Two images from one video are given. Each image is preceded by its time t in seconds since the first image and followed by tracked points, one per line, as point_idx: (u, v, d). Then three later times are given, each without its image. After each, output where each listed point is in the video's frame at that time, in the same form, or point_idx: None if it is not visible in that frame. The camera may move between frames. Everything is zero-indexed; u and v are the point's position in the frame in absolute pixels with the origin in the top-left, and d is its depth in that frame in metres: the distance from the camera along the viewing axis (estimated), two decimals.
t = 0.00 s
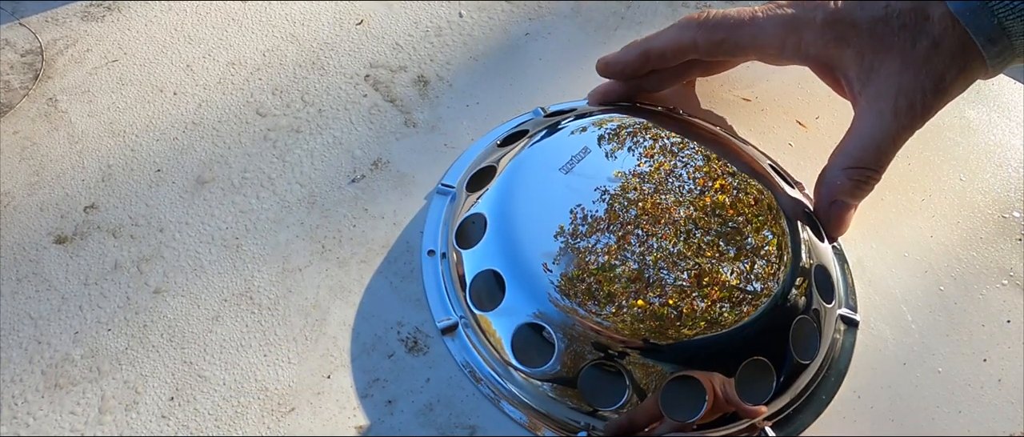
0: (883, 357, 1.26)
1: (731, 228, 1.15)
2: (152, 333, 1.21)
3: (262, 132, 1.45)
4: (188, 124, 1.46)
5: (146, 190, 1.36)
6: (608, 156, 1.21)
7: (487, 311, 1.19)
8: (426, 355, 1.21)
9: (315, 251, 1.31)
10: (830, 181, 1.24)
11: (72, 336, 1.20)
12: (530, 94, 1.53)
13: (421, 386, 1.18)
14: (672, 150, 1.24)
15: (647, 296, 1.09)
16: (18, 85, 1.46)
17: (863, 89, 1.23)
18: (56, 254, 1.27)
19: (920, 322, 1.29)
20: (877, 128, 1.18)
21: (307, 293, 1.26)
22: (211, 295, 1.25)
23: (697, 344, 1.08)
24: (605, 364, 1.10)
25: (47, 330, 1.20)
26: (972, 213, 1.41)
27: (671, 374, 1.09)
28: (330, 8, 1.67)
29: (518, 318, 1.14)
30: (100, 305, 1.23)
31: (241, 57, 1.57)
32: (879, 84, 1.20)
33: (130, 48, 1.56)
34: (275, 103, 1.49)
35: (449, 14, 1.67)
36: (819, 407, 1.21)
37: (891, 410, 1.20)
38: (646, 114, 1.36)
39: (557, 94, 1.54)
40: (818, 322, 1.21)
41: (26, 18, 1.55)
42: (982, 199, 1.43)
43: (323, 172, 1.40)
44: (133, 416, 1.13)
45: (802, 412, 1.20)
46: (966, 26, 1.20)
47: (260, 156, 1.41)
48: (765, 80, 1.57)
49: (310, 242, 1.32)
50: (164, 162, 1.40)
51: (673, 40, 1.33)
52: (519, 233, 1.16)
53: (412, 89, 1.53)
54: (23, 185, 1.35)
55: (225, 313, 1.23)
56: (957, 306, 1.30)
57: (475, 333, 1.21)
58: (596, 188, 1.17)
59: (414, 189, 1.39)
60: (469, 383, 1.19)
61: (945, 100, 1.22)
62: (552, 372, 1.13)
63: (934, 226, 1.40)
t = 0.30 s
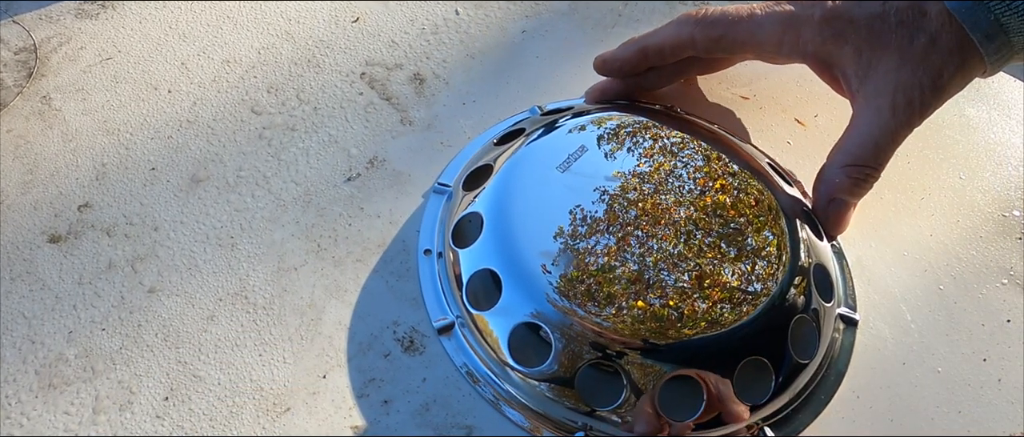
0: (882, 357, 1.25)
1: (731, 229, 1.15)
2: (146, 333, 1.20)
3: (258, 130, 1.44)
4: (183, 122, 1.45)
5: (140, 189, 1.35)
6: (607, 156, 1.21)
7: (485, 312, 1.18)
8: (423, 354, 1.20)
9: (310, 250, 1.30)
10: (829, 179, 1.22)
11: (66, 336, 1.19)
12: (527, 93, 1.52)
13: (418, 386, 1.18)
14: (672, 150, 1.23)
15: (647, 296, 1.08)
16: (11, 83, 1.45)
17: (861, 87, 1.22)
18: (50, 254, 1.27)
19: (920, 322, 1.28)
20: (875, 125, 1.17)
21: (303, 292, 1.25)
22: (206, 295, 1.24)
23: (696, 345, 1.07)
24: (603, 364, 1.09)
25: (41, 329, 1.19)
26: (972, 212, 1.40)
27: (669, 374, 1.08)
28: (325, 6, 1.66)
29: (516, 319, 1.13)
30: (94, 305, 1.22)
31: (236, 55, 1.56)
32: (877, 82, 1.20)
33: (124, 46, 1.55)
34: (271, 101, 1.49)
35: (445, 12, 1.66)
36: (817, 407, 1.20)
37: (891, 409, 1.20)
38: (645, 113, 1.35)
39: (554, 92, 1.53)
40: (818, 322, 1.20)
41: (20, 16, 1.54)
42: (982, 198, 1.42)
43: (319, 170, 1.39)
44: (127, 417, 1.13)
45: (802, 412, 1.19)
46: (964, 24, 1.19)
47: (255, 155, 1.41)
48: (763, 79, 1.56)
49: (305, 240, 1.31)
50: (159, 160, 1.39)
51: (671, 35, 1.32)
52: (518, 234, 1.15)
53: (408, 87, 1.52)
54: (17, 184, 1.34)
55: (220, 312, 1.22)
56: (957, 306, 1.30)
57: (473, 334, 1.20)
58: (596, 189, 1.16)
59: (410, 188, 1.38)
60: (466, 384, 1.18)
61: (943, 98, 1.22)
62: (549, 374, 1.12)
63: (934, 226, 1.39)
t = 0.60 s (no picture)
0: (881, 356, 1.24)
1: (727, 226, 1.13)
2: (141, 332, 1.19)
3: (253, 128, 1.43)
4: (177, 120, 1.44)
5: (134, 187, 1.34)
6: (602, 152, 1.20)
7: (480, 310, 1.17)
8: (419, 354, 1.20)
9: (306, 249, 1.29)
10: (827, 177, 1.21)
11: (60, 335, 1.18)
12: (524, 91, 1.51)
13: (414, 386, 1.17)
14: (668, 146, 1.22)
15: (641, 293, 1.07)
16: (4, 81, 1.44)
17: (859, 84, 1.21)
18: (44, 253, 1.26)
19: (920, 322, 1.27)
20: (873, 123, 1.16)
21: (298, 292, 1.25)
22: (201, 294, 1.23)
23: (693, 345, 1.07)
24: (601, 364, 1.09)
25: (34, 329, 1.18)
26: (972, 211, 1.39)
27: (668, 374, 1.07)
28: (321, 4, 1.65)
29: (511, 317, 1.12)
30: (88, 304, 1.21)
31: (231, 52, 1.55)
32: (875, 78, 1.19)
33: (118, 43, 1.54)
34: (266, 99, 1.48)
35: (442, 9, 1.65)
36: (816, 407, 1.19)
37: (890, 410, 1.19)
38: (642, 111, 1.34)
39: (551, 90, 1.52)
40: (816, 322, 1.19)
41: (13, 13, 1.53)
42: (982, 197, 1.41)
43: (314, 169, 1.39)
44: (121, 417, 1.12)
45: (801, 412, 1.19)
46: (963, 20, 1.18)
47: (250, 153, 1.40)
48: (761, 77, 1.55)
49: (301, 239, 1.30)
50: (153, 159, 1.38)
51: (668, 31, 1.32)
52: (513, 231, 1.14)
53: (404, 85, 1.51)
54: (11, 183, 1.33)
55: (215, 312, 1.22)
56: (957, 305, 1.29)
57: (468, 332, 1.19)
58: (591, 185, 1.15)
59: (406, 187, 1.37)
60: (462, 383, 1.17)
61: (941, 94, 1.21)
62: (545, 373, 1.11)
63: (933, 224, 1.38)
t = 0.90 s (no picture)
0: (881, 355, 1.23)
1: (724, 225, 1.13)
2: (135, 332, 1.18)
3: (248, 126, 1.42)
4: (172, 118, 1.43)
5: (129, 186, 1.34)
6: (599, 150, 1.19)
7: (476, 310, 1.17)
8: (415, 354, 1.19)
9: (301, 248, 1.28)
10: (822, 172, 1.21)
11: (54, 334, 1.17)
12: (520, 88, 1.50)
13: (410, 386, 1.16)
14: (665, 144, 1.21)
15: (639, 293, 1.07)
16: None
17: (854, 78, 1.21)
18: (38, 252, 1.25)
19: (919, 321, 1.26)
20: (867, 118, 1.16)
21: (293, 291, 1.24)
22: (195, 293, 1.22)
23: (690, 344, 1.06)
24: (598, 365, 1.08)
25: (28, 328, 1.18)
26: (972, 209, 1.38)
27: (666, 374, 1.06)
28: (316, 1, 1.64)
29: (507, 316, 1.12)
30: (82, 303, 1.20)
31: (226, 50, 1.54)
32: (870, 73, 1.18)
33: (113, 41, 1.53)
34: (261, 97, 1.47)
35: (438, 7, 1.64)
36: (814, 406, 1.19)
37: (889, 409, 1.18)
38: (639, 108, 1.33)
39: (548, 88, 1.51)
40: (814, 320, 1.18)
41: (6, 11, 1.52)
42: (982, 196, 1.40)
43: (309, 167, 1.38)
44: (115, 417, 1.11)
45: (800, 411, 1.18)
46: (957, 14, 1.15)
47: (245, 152, 1.39)
48: (759, 75, 1.54)
49: (296, 238, 1.29)
50: (148, 157, 1.38)
51: (663, 28, 1.30)
52: (509, 230, 1.13)
53: (400, 83, 1.50)
54: (4, 182, 1.32)
55: (209, 311, 1.21)
56: (956, 304, 1.28)
57: (464, 332, 1.18)
58: (587, 183, 1.15)
59: (402, 185, 1.37)
60: (458, 383, 1.16)
61: (937, 88, 1.20)
62: (542, 373, 1.10)
63: (933, 223, 1.37)
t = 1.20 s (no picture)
0: (880, 355, 1.22)
1: (722, 224, 1.12)
2: (129, 331, 1.17)
3: (243, 124, 1.41)
4: (166, 116, 1.42)
5: (123, 185, 1.33)
6: (596, 148, 1.18)
7: (473, 309, 1.16)
8: (411, 354, 1.18)
9: (296, 247, 1.28)
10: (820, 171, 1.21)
11: (47, 334, 1.16)
12: (517, 86, 1.49)
13: (406, 386, 1.15)
14: (663, 143, 1.20)
15: (637, 293, 1.06)
16: None
17: (853, 75, 1.20)
18: (31, 251, 1.24)
19: (918, 320, 1.25)
20: (866, 115, 1.15)
21: (289, 290, 1.23)
22: (190, 293, 1.22)
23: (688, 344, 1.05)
24: (597, 365, 1.06)
25: (21, 328, 1.17)
26: (972, 208, 1.37)
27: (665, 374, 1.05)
28: None
29: (504, 316, 1.11)
30: (75, 303, 1.19)
31: (220, 48, 1.53)
32: (869, 70, 1.17)
33: (107, 39, 1.52)
34: (256, 95, 1.46)
35: (434, 4, 1.63)
36: (813, 406, 1.18)
37: (888, 409, 1.17)
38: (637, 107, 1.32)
39: (545, 86, 1.50)
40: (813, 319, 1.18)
41: None
42: (982, 195, 1.39)
43: (305, 166, 1.37)
44: (108, 417, 1.10)
45: (799, 411, 1.17)
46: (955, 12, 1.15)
47: (240, 150, 1.38)
48: (757, 73, 1.54)
49: (291, 237, 1.29)
50: (142, 155, 1.37)
51: (662, 26, 1.29)
52: (506, 228, 1.12)
53: (396, 81, 1.49)
54: None
55: (204, 311, 1.20)
56: (956, 303, 1.27)
57: (461, 332, 1.17)
58: (584, 182, 1.14)
59: (398, 184, 1.36)
60: (455, 383, 1.15)
61: (936, 84, 1.19)
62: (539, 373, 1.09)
63: (932, 222, 1.36)
